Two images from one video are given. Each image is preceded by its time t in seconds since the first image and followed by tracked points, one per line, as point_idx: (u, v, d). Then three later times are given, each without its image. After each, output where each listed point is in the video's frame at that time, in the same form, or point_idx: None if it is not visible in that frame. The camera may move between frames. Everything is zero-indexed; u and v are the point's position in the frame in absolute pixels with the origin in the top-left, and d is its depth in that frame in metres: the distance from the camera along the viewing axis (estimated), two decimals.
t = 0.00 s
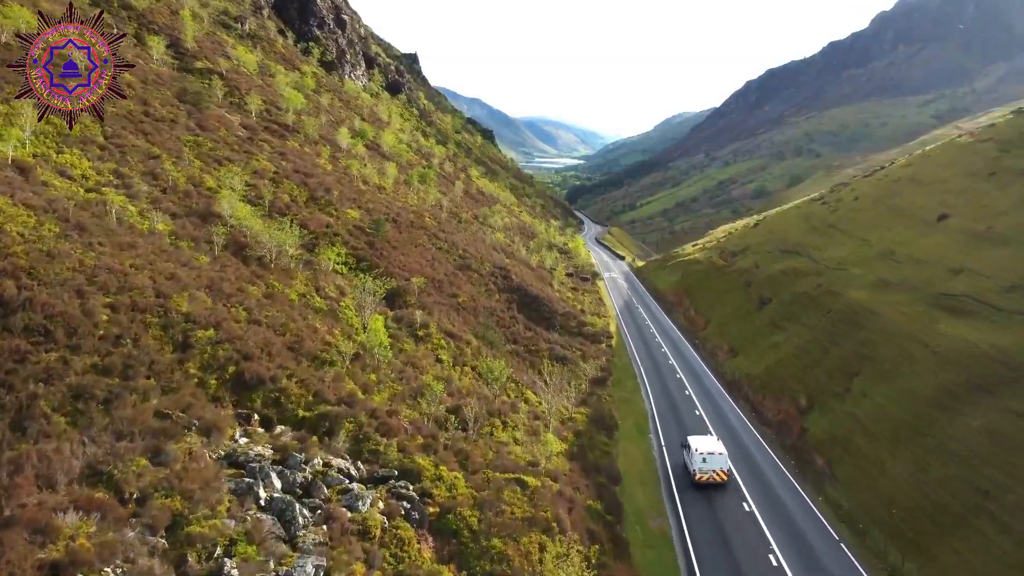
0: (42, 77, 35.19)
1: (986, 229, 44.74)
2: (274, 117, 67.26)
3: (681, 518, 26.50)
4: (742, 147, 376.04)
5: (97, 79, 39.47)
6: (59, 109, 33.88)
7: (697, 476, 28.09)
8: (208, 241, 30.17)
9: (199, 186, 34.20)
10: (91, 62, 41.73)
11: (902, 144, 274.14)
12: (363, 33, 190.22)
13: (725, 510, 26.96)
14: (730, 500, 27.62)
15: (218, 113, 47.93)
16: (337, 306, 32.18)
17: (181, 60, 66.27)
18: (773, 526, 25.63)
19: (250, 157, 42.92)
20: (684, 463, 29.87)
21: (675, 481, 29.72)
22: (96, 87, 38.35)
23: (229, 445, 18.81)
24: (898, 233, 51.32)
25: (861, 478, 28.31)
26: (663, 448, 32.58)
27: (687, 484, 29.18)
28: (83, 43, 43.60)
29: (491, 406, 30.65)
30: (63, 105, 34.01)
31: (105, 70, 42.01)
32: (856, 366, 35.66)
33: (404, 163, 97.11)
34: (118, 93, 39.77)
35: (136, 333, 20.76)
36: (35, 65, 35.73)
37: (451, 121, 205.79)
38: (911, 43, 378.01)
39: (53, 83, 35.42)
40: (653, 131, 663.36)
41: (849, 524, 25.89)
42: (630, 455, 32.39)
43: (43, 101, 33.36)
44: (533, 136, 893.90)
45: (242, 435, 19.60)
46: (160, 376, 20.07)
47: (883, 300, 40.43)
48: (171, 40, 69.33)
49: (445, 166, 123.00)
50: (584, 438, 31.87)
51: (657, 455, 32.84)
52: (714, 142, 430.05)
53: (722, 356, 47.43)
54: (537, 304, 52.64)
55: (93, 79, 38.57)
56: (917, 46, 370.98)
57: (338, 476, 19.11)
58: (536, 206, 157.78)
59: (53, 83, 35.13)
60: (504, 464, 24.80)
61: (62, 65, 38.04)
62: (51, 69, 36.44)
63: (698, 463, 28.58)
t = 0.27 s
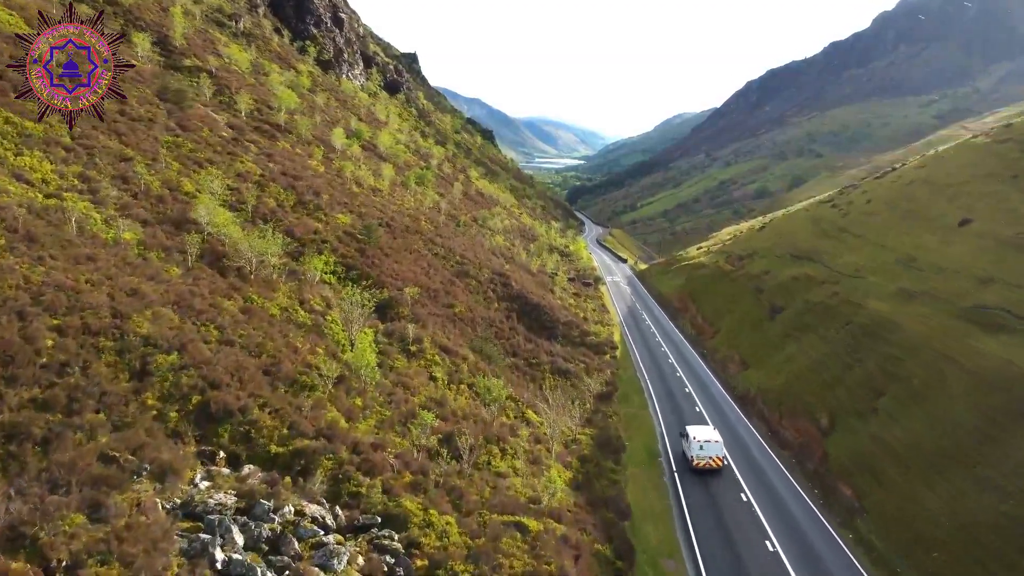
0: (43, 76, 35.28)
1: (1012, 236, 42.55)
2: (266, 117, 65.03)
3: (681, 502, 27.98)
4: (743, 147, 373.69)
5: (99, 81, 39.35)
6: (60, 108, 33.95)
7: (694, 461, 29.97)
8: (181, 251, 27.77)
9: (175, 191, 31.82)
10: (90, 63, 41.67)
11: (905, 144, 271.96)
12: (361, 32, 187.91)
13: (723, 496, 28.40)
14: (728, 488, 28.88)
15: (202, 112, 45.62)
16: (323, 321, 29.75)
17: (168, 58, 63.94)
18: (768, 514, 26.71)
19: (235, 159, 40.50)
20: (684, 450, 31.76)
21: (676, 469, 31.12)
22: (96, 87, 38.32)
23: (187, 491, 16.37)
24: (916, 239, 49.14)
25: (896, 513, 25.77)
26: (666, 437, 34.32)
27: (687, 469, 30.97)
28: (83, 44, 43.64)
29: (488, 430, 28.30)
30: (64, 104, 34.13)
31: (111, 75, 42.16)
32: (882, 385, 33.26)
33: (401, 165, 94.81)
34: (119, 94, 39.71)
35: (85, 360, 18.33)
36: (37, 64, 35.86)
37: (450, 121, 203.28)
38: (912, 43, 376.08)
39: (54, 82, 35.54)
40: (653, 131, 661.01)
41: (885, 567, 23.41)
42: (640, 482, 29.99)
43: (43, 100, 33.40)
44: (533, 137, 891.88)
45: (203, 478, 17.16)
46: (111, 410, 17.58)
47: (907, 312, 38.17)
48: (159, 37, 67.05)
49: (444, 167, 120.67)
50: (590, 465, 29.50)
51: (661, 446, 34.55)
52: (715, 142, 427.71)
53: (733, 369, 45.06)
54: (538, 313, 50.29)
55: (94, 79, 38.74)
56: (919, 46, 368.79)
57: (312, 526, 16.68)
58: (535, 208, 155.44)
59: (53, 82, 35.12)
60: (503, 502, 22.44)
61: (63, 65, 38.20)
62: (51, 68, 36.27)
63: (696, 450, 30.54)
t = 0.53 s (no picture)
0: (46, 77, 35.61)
1: None
2: (257, 117, 62.70)
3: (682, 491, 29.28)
4: (744, 147, 371.36)
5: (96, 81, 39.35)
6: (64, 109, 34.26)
7: (691, 449, 31.60)
8: (148, 264, 25.31)
9: (145, 197, 29.37)
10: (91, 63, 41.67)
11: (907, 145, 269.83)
12: (359, 31, 185.37)
13: (721, 485, 29.67)
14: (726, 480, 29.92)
15: (184, 112, 43.23)
16: (304, 340, 27.30)
17: (154, 55, 61.51)
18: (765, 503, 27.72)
19: (216, 161, 38.04)
20: (683, 440, 33.38)
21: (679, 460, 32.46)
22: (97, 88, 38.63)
23: (126, 554, 13.73)
24: (936, 246, 47.02)
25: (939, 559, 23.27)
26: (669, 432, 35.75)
27: (685, 458, 32.54)
28: (83, 44, 43.47)
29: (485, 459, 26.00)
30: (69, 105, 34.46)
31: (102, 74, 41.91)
32: (911, 409, 30.91)
33: (398, 166, 92.36)
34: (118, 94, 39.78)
35: (17, 397, 15.78)
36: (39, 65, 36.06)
37: (449, 121, 200.68)
38: (914, 44, 374.16)
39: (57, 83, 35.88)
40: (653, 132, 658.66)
41: None
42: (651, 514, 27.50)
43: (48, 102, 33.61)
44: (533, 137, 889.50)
45: (149, 535, 14.56)
46: (43, 456, 14.97)
47: (932, 326, 35.94)
48: (147, 35, 64.73)
49: (442, 168, 118.27)
50: (596, 499, 27.06)
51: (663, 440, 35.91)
52: (715, 142, 425.38)
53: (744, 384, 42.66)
54: (538, 324, 47.86)
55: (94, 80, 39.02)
56: (921, 46, 366.35)
57: None
58: (535, 209, 153.06)
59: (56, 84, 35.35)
60: (500, 555, 20.02)
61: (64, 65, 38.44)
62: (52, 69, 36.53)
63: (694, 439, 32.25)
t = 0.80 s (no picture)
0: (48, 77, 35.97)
1: None
2: (246, 117, 60.30)
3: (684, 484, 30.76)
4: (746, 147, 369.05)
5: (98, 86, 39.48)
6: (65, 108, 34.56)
7: (689, 438, 33.84)
8: (106, 280, 22.79)
9: (110, 205, 26.87)
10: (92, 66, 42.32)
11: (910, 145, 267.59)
12: (357, 30, 183.01)
13: (718, 476, 31.31)
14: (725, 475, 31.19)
15: (164, 112, 40.86)
16: (282, 362, 24.85)
17: (139, 53, 59.16)
18: (761, 496, 29.02)
19: (195, 164, 35.55)
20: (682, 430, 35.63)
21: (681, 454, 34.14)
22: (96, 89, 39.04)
23: None
24: (958, 253, 44.90)
25: None
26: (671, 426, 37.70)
27: (684, 448, 34.75)
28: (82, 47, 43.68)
29: (481, 496, 23.62)
30: (70, 104, 34.74)
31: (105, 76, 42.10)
32: (945, 433, 28.61)
33: (395, 168, 89.89)
34: (119, 94, 40.32)
35: None
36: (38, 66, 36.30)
37: (448, 121, 198.11)
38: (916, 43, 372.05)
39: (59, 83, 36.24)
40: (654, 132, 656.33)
41: None
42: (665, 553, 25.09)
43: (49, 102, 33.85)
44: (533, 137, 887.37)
45: None
46: None
47: (963, 342, 33.73)
48: (132, 32, 62.39)
49: (440, 169, 115.81)
50: (604, 538, 24.61)
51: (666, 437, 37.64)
52: (716, 143, 423.07)
53: (757, 400, 40.22)
54: (539, 335, 45.42)
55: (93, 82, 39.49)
56: (923, 45, 363.48)
57: None
58: (535, 211, 150.66)
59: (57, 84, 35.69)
60: None
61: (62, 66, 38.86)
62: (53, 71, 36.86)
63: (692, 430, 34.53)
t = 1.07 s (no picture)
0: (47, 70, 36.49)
1: None
2: (234, 118, 57.81)
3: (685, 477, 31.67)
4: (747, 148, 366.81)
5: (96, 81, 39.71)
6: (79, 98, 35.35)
7: (687, 429, 35.45)
8: (54, 299, 20.24)
9: (67, 213, 24.33)
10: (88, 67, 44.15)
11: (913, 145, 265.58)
12: (355, 29, 180.67)
13: (714, 464, 32.92)
14: (725, 472, 31.96)
15: (140, 111, 38.40)
16: (255, 390, 22.38)
17: (121, 49, 56.71)
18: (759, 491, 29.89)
19: (169, 167, 33.02)
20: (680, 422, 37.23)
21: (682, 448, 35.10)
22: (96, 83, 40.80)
23: None
24: (986, 265, 43.13)
25: None
26: (671, 420, 38.96)
27: (681, 438, 36.29)
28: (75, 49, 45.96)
29: (477, 543, 21.18)
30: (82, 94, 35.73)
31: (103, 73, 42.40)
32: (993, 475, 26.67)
33: (391, 169, 87.34)
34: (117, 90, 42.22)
35: None
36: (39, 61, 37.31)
37: (447, 121, 195.50)
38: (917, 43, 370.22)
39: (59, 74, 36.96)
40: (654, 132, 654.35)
41: None
42: None
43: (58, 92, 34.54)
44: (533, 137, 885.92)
45: None
46: None
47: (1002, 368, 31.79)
48: (116, 28, 59.94)
49: (439, 170, 113.44)
50: None
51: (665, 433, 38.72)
52: (717, 143, 420.81)
53: (772, 419, 37.79)
54: (540, 349, 43.01)
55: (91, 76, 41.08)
56: (926, 44, 360.86)
57: None
58: (535, 212, 148.38)
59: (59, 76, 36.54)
60: None
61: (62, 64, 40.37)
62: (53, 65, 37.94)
63: (689, 421, 36.10)
